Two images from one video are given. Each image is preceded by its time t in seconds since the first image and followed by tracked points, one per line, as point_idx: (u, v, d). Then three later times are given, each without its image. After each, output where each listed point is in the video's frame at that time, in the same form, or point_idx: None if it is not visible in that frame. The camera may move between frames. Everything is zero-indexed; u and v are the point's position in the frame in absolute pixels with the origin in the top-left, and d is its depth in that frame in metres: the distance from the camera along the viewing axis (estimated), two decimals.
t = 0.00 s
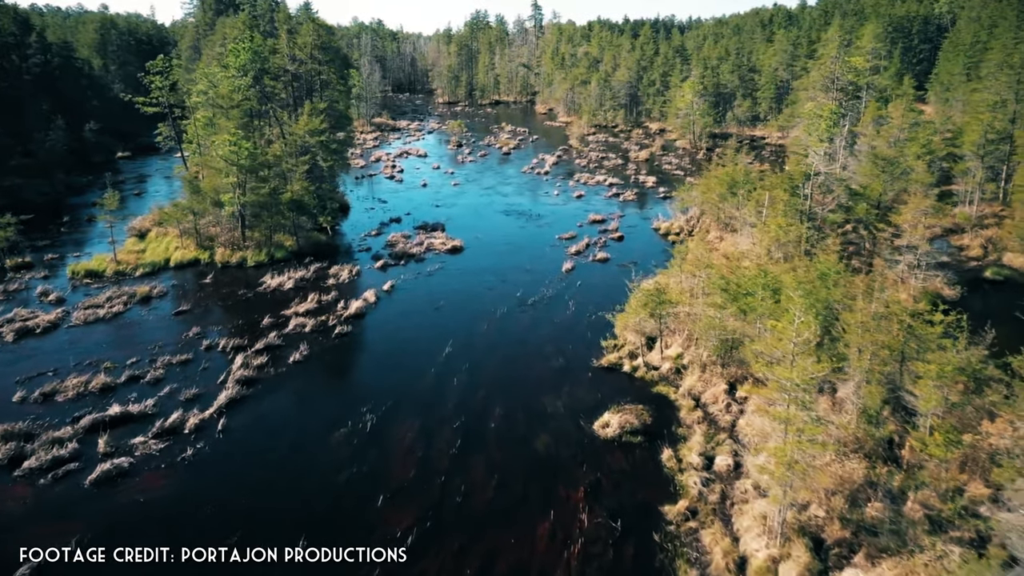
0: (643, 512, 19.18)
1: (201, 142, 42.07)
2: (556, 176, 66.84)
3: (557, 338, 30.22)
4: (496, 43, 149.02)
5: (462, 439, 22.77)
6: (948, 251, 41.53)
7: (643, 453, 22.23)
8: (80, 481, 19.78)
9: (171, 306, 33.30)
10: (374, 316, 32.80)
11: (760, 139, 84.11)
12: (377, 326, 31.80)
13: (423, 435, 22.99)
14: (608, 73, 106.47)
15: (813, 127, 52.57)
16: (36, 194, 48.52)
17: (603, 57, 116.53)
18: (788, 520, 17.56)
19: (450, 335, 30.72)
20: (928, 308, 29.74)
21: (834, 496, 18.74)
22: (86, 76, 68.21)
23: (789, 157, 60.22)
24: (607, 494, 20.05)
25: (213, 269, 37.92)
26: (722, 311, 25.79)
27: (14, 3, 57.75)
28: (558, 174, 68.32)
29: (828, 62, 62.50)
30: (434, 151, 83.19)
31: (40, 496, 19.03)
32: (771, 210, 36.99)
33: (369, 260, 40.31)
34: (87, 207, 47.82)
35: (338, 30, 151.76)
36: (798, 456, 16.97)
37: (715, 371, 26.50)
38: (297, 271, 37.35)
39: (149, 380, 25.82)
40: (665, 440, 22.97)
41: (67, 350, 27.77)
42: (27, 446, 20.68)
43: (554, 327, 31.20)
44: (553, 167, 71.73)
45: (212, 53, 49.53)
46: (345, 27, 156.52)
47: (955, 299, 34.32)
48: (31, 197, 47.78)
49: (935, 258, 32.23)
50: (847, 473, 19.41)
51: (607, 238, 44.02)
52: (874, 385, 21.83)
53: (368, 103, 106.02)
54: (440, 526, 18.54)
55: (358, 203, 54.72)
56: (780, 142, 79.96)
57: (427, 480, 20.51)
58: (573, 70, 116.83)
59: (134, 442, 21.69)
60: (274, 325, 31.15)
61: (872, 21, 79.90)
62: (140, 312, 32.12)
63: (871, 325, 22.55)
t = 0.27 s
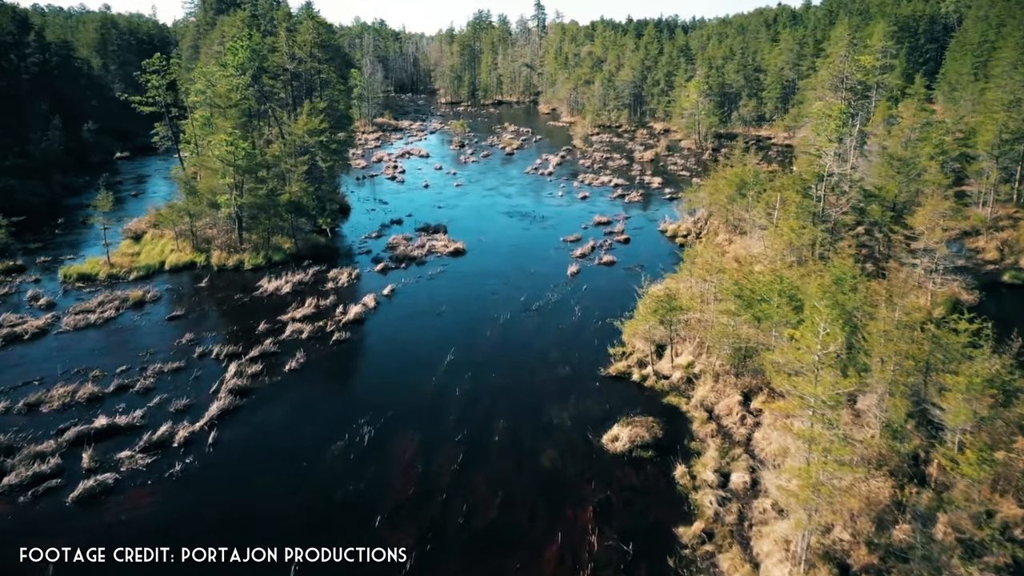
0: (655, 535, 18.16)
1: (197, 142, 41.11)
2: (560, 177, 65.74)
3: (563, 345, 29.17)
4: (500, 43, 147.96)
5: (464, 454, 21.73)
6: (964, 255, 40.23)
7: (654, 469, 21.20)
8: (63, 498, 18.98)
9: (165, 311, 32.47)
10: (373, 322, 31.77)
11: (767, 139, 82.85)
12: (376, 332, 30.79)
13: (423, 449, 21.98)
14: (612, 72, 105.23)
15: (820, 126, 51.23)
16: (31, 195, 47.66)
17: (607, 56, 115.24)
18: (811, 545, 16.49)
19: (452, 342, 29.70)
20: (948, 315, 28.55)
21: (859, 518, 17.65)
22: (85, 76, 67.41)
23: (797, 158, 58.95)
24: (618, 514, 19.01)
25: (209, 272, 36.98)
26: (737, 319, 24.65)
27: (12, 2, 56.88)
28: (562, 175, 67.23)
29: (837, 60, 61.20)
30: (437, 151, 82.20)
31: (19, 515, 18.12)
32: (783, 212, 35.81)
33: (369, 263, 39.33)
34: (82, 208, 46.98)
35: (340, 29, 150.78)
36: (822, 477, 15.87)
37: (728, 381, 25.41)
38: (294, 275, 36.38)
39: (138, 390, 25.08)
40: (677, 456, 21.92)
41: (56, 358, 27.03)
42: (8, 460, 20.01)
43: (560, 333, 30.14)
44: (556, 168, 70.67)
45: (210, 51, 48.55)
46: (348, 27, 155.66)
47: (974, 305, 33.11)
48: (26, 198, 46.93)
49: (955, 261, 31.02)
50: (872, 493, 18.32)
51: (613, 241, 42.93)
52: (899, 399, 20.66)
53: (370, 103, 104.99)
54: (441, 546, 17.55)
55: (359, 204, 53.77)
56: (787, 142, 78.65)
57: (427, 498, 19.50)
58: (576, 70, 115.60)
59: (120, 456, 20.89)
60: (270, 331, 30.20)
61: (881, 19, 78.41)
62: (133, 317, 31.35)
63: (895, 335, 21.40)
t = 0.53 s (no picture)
0: (668, 567, 17.11)
1: (195, 151, 40.46)
2: (563, 186, 65.05)
3: (569, 361, 28.28)
4: (502, 52, 148.12)
5: (467, 477, 20.78)
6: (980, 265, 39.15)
7: (665, 493, 20.20)
8: (45, 524, 18.09)
9: (159, 325, 31.65)
10: (372, 337, 30.83)
11: (771, 148, 82.17)
12: (376, 347, 29.85)
13: (423, 471, 21.04)
14: (615, 81, 104.95)
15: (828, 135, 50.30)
16: (28, 205, 47.13)
17: (610, 66, 115.02)
18: None
19: (454, 357, 28.77)
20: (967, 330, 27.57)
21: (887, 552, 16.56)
22: (86, 84, 67.13)
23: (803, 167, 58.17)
24: (629, 543, 17.99)
25: (206, 284, 36.21)
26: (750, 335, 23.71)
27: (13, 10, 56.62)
28: (565, 184, 66.59)
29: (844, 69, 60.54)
30: (439, 160, 81.73)
31: None
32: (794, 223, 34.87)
33: (370, 275, 38.53)
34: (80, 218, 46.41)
35: (343, 39, 151.18)
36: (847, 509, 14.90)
37: (740, 399, 24.41)
38: (293, 287, 35.57)
39: (129, 408, 24.23)
40: (690, 480, 20.85)
41: (45, 374, 26.19)
42: None
43: (565, 348, 29.24)
44: (560, 177, 70.10)
45: (210, 59, 48.04)
46: (351, 36, 156.13)
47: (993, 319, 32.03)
48: (23, 208, 46.37)
49: (972, 274, 30.05)
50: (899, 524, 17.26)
51: (619, 252, 42.08)
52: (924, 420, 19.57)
53: (372, 112, 104.76)
54: None
55: (360, 214, 53.08)
56: (792, 151, 77.98)
57: (427, 525, 18.53)
58: (579, 79, 115.42)
59: (106, 479, 19.97)
60: (266, 346, 29.34)
61: (886, 27, 77.89)
62: (126, 331, 30.52)
63: (918, 354, 20.32)
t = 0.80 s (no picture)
0: None
1: (193, 165, 39.84)
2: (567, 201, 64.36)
3: (575, 382, 27.18)
4: (505, 67, 148.80)
5: (469, 508, 19.62)
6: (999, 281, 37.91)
7: (680, 527, 18.94)
8: (20, 558, 17.02)
9: (152, 344, 30.68)
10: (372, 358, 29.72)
11: (776, 162, 81.53)
12: (376, 368, 28.77)
13: (424, 501, 19.89)
14: (619, 96, 104.83)
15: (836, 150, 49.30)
16: (25, 220, 46.64)
17: (613, 80, 115.11)
18: None
19: (457, 379, 27.67)
20: (993, 352, 26.29)
21: None
22: (87, 99, 67.09)
23: (811, 182, 57.28)
24: None
25: (201, 301, 35.31)
26: (765, 358, 22.52)
27: (14, 25, 56.59)
28: (569, 199, 65.83)
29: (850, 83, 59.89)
30: (442, 175, 81.32)
31: None
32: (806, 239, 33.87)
33: (370, 292, 37.58)
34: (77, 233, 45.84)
35: (346, 54, 152.30)
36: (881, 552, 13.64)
37: (756, 425, 23.15)
38: (290, 305, 34.63)
39: (115, 433, 23.15)
40: (705, 513, 19.56)
41: (30, 396, 25.17)
42: None
43: (571, 369, 28.17)
44: (564, 192, 69.45)
45: (210, 73, 47.69)
46: (355, 51, 157.14)
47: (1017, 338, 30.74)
48: (20, 224, 45.85)
49: (994, 293, 28.87)
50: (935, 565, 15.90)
51: (625, 268, 41.13)
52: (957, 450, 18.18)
53: (375, 126, 104.84)
54: None
55: (361, 230, 52.37)
56: (798, 165, 77.23)
57: (426, 562, 17.30)
58: (582, 93, 115.54)
59: (87, 510, 18.86)
60: (261, 367, 28.29)
61: (891, 41, 77.45)
62: (117, 350, 29.59)
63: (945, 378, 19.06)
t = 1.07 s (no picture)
0: None
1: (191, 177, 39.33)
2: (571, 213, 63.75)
3: (581, 401, 26.24)
4: (507, 79, 149.32)
5: (471, 536, 18.63)
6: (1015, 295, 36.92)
7: (694, 558, 17.88)
8: None
9: (146, 360, 29.86)
10: (371, 375, 28.78)
11: (781, 174, 81.00)
12: (375, 386, 27.83)
13: (424, 529, 18.89)
14: (622, 108, 104.74)
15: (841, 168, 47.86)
16: (22, 232, 46.18)
17: (616, 92, 115.13)
18: None
19: (457, 398, 26.71)
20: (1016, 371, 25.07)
21: None
22: (88, 110, 66.99)
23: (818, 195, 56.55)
24: None
25: (198, 316, 34.57)
26: (780, 378, 21.44)
27: (15, 37, 56.57)
28: (573, 211, 65.23)
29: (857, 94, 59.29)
30: (444, 187, 80.96)
31: None
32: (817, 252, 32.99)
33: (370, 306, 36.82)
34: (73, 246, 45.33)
35: (349, 67, 153.13)
36: None
37: (771, 447, 22.01)
38: (289, 320, 33.84)
39: (104, 455, 22.24)
40: (721, 543, 18.46)
41: (17, 416, 24.30)
42: None
43: (577, 387, 27.24)
44: (567, 204, 68.95)
45: (210, 84, 47.37)
46: (358, 64, 158.08)
47: None
48: (16, 236, 45.40)
49: (1014, 309, 27.88)
50: None
51: (630, 282, 40.33)
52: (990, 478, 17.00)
53: (377, 138, 104.86)
54: None
55: (362, 242, 51.75)
56: (803, 178, 76.70)
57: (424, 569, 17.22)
58: (584, 105, 115.58)
59: (70, 539, 17.91)
60: (256, 384, 27.40)
61: (896, 53, 77.06)
62: (109, 367, 28.80)
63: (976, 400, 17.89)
